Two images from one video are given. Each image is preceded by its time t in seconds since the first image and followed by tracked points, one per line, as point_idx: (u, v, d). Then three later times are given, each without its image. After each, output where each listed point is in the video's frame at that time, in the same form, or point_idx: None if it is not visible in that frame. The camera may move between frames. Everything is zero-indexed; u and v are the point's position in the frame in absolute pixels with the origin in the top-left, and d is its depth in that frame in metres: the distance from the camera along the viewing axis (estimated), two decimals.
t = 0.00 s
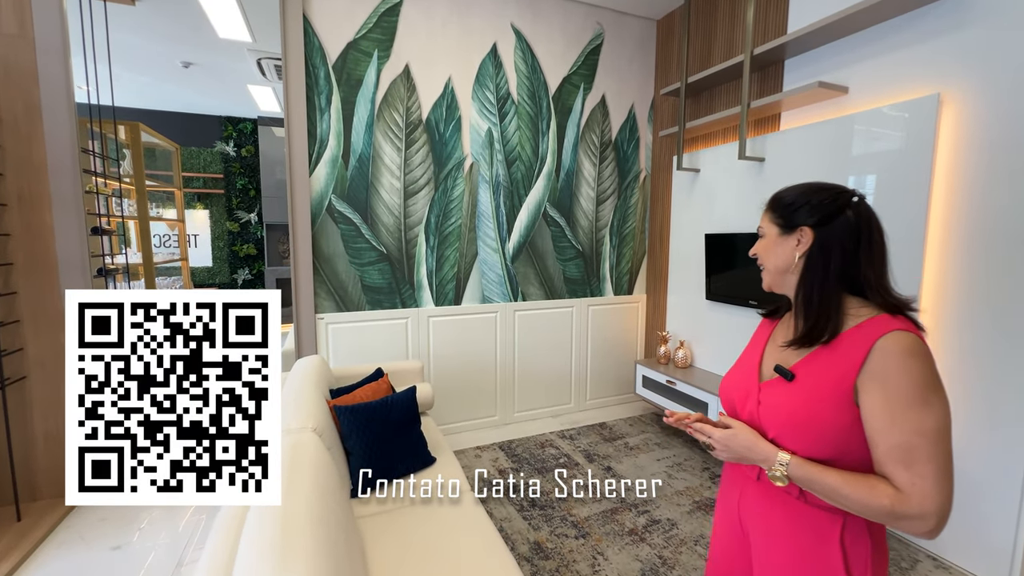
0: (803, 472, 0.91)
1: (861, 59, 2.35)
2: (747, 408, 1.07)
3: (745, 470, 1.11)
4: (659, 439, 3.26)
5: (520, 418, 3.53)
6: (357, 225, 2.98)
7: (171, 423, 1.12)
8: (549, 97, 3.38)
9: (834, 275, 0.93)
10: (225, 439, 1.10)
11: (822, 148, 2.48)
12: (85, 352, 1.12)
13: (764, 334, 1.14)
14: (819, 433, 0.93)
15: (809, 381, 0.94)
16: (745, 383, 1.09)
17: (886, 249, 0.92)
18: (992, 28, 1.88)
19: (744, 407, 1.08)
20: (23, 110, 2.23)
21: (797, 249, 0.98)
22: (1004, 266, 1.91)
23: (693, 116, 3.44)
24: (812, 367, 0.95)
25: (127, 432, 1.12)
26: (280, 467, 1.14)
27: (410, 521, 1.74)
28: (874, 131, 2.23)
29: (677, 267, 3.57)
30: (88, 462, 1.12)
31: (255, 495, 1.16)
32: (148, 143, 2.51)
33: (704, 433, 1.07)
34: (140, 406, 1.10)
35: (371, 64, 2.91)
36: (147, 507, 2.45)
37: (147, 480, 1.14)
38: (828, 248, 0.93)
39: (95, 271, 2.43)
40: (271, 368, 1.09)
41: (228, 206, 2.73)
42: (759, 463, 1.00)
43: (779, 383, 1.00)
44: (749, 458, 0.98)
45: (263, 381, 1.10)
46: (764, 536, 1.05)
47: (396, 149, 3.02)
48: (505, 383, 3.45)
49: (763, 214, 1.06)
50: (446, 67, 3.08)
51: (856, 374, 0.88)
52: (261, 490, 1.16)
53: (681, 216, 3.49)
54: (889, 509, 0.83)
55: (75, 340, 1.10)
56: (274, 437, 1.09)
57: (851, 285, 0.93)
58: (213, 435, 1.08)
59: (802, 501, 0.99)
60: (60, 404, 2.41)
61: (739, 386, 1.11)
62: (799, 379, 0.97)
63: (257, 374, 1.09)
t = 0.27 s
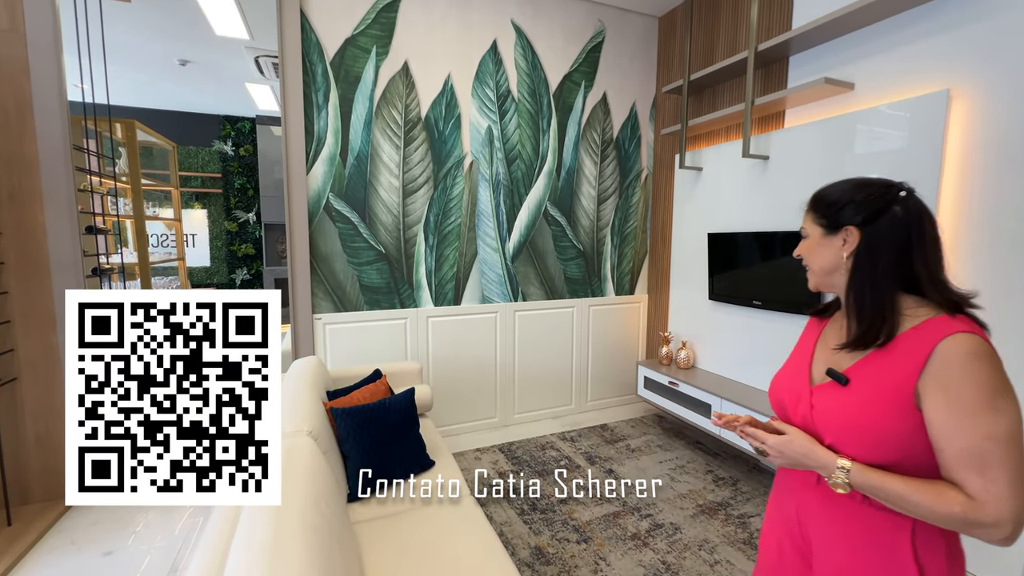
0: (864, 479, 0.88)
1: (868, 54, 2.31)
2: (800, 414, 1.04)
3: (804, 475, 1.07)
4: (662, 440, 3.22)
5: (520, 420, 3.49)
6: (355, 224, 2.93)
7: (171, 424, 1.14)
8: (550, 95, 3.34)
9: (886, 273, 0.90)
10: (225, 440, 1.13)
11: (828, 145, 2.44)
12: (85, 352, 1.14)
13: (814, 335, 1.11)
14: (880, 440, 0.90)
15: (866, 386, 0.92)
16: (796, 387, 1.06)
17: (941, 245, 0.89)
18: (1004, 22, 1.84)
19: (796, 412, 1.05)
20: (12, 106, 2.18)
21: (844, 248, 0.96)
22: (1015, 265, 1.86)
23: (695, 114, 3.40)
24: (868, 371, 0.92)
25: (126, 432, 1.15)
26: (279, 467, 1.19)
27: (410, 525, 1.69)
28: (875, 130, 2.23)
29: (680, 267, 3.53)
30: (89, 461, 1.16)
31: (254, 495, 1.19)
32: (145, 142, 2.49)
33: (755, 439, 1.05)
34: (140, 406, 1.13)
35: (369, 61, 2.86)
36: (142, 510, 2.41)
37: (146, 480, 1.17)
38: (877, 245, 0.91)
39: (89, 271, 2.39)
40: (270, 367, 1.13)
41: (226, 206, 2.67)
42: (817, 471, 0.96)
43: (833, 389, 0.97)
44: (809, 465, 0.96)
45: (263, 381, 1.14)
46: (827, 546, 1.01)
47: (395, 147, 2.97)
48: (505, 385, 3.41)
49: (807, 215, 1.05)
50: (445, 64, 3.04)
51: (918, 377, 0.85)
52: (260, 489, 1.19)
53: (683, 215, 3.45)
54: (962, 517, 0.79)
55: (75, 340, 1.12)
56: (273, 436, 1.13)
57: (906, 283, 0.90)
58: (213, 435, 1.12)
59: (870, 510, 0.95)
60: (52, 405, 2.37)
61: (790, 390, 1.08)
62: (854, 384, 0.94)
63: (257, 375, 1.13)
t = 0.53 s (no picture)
0: (917, 483, 0.89)
1: (874, 53, 2.28)
2: (843, 416, 1.06)
3: (860, 480, 1.06)
4: (664, 443, 3.19)
5: (520, 422, 3.46)
6: (353, 224, 2.90)
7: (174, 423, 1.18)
8: (550, 94, 3.30)
9: (926, 274, 0.93)
10: (225, 440, 1.15)
11: (833, 144, 2.40)
12: (85, 352, 1.17)
13: (854, 335, 1.13)
14: (929, 442, 0.91)
15: (911, 389, 0.94)
16: (838, 389, 1.08)
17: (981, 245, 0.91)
18: (1014, 19, 1.80)
19: (838, 414, 1.07)
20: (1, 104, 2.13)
21: (880, 249, 0.99)
22: None
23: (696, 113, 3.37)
24: (912, 373, 0.95)
25: (126, 432, 1.18)
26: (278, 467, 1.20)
27: (406, 534, 1.64)
28: (877, 130, 2.21)
29: (681, 267, 3.49)
30: (87, 463, 1.19)
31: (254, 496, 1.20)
32: (141, 142, 2.44)
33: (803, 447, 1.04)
34: (141, 406, 1.17)
35: (368, 59, 2.83)
36: (138, 514, 2.38)
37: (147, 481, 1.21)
38: (915, 246, 0.94)
39: (83, 272, 2.36)
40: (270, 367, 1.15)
41: (223, 206, 2.64)
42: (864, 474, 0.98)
43: (875, 391, 1.00)
44: (857, 468, 0.97)
45: (263, 381, 1.16)
46: (887, 551, 1.01)
47: (393, 147, 2.93)
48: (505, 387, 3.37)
49: (842, 217, 1.07)
50: (445, 63, 3.00)
51: (965, 379, 0.87)
52: (260, 489, 1.19)
53: (685, 215, 3.41)
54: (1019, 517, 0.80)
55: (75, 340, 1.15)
56: (273, 437, 1.16)
57: (947, 283, 0.92)
58: (213, 435, 1.15)
59: (933, 516, 0.95)
60: (44, 409, 2.33)
61: (831, 392, 1.10)
62: (897, 387, 0.96)
63: (257, 375, 1.15)
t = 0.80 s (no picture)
0: (926, 477, 0.92)
1: (877, 50, 2.25)
2: (859, 409, 1.09)
3: (872, 474, 1.09)
4: (664, 445, 3.16)
5: (519, 424, 3.43)
6: (350, 224, 2.87)
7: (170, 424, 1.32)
8: (549, 93, 3.28)
9: (947, 273, 0.94)
10: (226, 440, 1.28)
11: (835, 144, 2.38)
12: (85, 352, 1.34)
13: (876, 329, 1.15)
14: (939, 436, 0.94)
15: (923, 384, 0.96)
16: (856, 382, 1.11)
17: (1008, 246, 0.90)
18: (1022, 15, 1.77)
19: (853, 407, 1.10)
20: None
21: (904, 245, 1.00)
22: None
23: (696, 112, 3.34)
24: (925, 368, 0.97)
25: (126, 432, 1.34)
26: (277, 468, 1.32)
27: (402, 538, 1.62)
28: (878, 130, 2.18)
29: (681, 268, 3.47)
30: (90, 463, 1.36)
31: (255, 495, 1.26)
32: (138, 141, 2.43)
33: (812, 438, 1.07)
34: (140, 407, 1.31)
35: (365, 57, 2.80)
36: (133, 517, 2.35)
37: (146, 480, 1.38)
38: (936, 246, 0.94)
39: (77, 272, 2.33)
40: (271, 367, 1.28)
41: (222, 206, 2.64)
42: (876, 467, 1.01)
43: (890, 385, 1.03)
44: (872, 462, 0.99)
45: (263, 381, 1.29)
46: (895, 544, 1.03)
47: (391, 146, 2.91)
48: (504, 388, 3.35)
49: (871, 210, 1.07)
50: (443, 61, 2.97)
51: (975, 375, 0.89)
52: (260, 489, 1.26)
53: (685, 215, 3.38)
54: None
55: (77, 341, 1.33)
56: (273, 436, 1.29)
57: (966, 282, 0.93)
58: (213, 435, 1.27)
59: (937, 509, 0.96)
60: (37, 411, 2.29)
61: (849, 386, 1.13)
62: (911, 381, 0.99)
63: (258, 374, 1.28)
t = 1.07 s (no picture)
0: (915, 462, 0.95)
1: (873, 49, 2.24)
2: (856, 396, 1.13)
3: (859, 457, 1.16)
4: (660, 446, 3.15)
5: (515, 425, 3.41)
6: (345, 224, 2.85)
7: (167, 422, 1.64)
8: (546, 92, 3.26)
9: (954, 274, 0.95)
10: (225, 439, 1.47)
11: (831, 144, 2.37)
12: (89, 354, 1.77)
13: (883, 325, 1.17)
14: (927, 425, 0.97)
15: (915, 376, 0.99)
16: (855, 371, 1.15)
17: (1016, 252, 0.91)
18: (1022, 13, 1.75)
19: (851, 395, 1.15)
20: None
21: (915, 246, 1.01)
22: None
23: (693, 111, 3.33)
24: (920, 362, 1.00)
25: (127, 431, 1.69)
26: (276, 468, 1.41)
27: (398, 539, 1.61)
28: (876, 130, 2.17)
29: (678, 268, 3.45)
30: (92, 459, 1.73)
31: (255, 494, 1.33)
32: (133, 141, 2.44)
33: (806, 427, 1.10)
34: (141, 406, 1.67)
35: (360, 56, 2.78)
36: (127, 520, 2.34)
37: (145, 479, 1.72)
38: (946, 248, 0.96)
39: (71, 273, 2.30)
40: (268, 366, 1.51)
41: (218, 206, 2.62)
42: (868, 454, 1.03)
43: (886, 375, 1.06)
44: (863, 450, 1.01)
45: (262, 381, 1.52)
46: (879, 523, 1.10)
47: (386, 146, 2.89)
48: (500, 389, 3.33)
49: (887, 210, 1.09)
50: (439, 60, 2.96)
51: (964, 371, 0.92)
52: (260, 489, 1.34)
53: (682, 215, 3.37)
54: (1004, 498, 0.86)
55: (80, 342, 1.76)
56: (270, 435, 1.50)
57: (971, 285, 0.95)
58: (213, 435, 1.49)
59: (913, 489, 1.03)
60: (28, 413, 2.27)
61: (850, 374, 1.17)
62: (905, 373, 1.02)
63: (258, 374, 1.51)
